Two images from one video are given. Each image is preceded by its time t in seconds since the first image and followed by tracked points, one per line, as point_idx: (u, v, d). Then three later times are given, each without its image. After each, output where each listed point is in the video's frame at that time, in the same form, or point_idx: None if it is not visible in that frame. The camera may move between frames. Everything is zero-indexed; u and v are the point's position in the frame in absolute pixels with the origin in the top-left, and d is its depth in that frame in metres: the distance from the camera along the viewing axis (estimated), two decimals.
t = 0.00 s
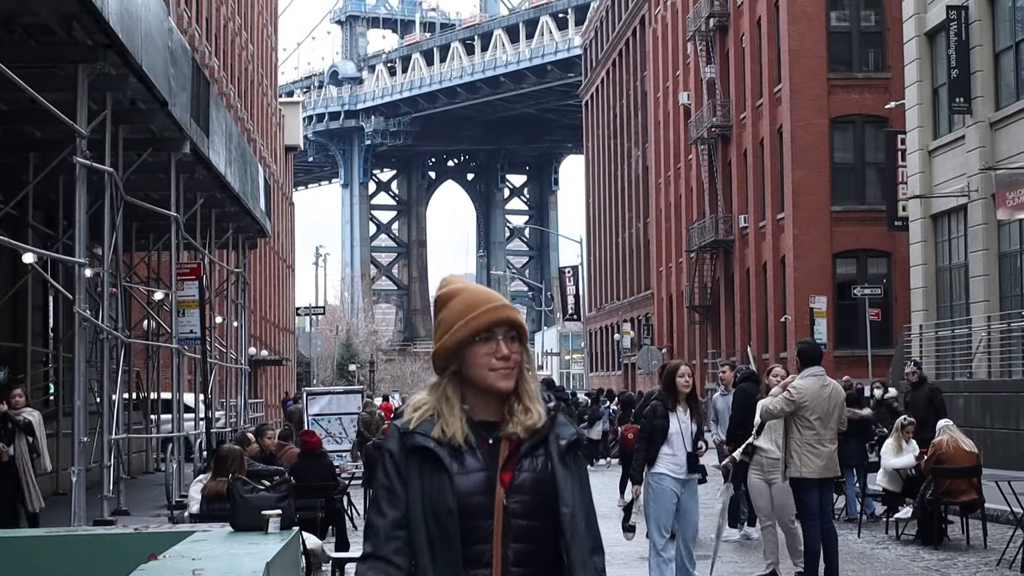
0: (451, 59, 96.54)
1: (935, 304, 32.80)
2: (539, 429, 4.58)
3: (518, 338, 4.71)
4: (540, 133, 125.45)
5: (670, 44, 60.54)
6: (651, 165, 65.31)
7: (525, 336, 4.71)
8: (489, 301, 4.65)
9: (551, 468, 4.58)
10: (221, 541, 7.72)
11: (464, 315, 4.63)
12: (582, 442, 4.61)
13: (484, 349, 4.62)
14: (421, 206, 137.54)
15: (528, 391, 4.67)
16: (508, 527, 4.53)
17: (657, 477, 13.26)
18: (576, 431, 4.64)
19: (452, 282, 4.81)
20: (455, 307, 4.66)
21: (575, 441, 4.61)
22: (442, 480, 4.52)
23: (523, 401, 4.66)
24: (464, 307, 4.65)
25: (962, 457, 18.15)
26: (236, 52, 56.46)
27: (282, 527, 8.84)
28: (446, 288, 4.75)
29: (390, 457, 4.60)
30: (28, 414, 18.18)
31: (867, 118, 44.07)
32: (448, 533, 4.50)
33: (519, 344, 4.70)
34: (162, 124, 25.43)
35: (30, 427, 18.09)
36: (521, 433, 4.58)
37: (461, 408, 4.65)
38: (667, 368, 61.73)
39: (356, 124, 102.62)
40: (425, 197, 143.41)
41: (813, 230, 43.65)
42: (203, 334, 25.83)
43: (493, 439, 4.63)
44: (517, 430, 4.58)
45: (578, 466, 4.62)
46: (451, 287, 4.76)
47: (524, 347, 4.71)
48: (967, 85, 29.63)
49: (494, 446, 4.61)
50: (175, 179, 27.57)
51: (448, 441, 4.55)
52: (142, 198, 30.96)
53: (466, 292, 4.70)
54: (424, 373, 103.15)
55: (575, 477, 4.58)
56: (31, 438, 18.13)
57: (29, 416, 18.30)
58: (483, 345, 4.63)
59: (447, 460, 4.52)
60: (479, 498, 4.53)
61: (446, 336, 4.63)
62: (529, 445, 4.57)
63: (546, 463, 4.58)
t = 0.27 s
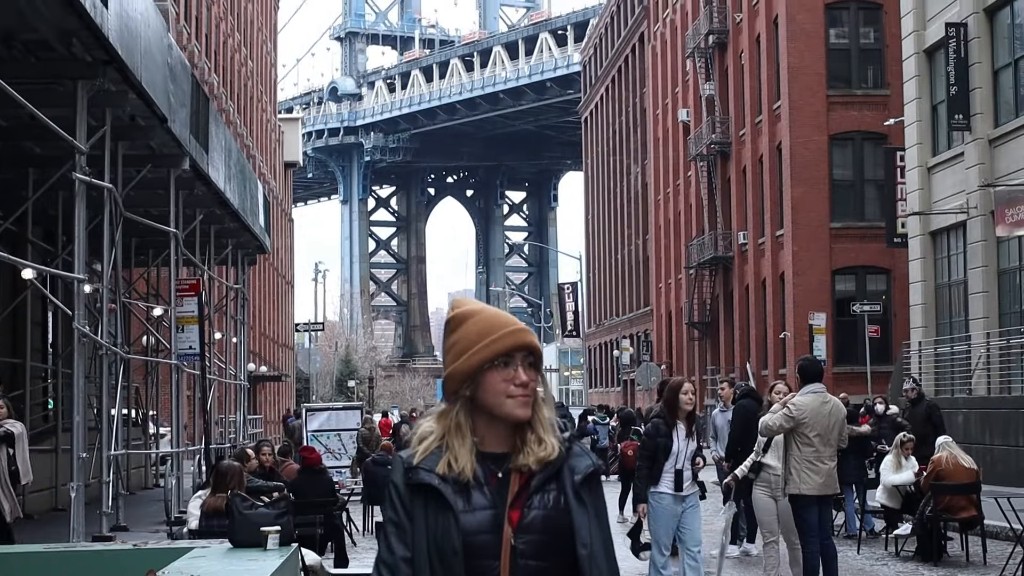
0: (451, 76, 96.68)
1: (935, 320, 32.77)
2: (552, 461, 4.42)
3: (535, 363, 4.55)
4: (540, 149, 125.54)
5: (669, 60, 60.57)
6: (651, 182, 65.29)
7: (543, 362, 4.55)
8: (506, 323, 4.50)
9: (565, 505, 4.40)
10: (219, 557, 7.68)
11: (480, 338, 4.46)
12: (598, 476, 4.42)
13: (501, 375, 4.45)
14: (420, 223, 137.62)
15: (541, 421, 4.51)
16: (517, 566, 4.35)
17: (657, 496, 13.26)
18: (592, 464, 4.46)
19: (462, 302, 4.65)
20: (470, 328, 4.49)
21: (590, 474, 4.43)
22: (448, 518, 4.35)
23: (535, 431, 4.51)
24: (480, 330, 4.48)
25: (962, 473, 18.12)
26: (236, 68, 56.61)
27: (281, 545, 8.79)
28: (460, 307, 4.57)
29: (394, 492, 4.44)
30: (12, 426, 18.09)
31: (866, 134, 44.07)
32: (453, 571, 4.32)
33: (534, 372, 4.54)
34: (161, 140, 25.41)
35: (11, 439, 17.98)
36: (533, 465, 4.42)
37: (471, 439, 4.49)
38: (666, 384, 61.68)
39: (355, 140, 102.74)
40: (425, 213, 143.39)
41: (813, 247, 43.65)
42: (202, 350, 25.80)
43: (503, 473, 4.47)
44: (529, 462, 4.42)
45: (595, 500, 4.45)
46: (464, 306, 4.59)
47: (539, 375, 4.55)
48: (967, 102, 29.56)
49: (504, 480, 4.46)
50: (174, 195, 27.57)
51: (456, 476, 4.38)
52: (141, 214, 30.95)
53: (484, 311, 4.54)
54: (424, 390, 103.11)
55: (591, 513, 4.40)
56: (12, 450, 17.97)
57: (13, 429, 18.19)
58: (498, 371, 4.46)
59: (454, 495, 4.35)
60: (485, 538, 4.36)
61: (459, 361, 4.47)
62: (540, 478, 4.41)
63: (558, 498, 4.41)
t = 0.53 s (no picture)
0: (450, 88, 96.79)
1: (933, 333, 32.77)
2: (571, 472, 4.36)
3: (558, 371, 4.49)
4: (539, 162, 125.57)
5: (669, 72, 60.55)
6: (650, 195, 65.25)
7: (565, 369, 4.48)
8: (528, 327, 4.44)
9: (584, 519, 4.36)
10: (219, 569, 7.65)
11: (498, 342, 4.40)
12: (622, 486, 4.36)
13: (519, 381, 4.39)
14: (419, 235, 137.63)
15: (562, 432, 4.46)
16: None
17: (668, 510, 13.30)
18: (617, 475, 4.40)
19: (484, 305, 4.60)
20: (489, 332, 4.44)
21: (613, 486, 4.35)
22: (455, 530, 4.31)
23: (554, 439, 4.45)
24: (500, 333, 4.42)
25: (960, 487, 18.07)
26: (235, 81, 56.64)
27: (280, 557, 8.77)
28: (481, 308, 4.53)
29: (406, 504, 4.41)
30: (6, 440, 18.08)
31: (866, 147, 44.13)
32: None
33: (557, 380, 4.47)
34: (160, 152, 25.46)
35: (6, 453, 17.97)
36: (550, 476, 4.36)
37: (488, 447, 4.45)
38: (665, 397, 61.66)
39: (354, 153, 102.80)
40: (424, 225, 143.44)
41: (812, 260, 43.72)
42: (201, 362, 25.83)
43: (518, 485, 4.42)
44: (547, 472, 4.37)
45: (618, 513, 4.38)
46: (487, 307, 4.54)
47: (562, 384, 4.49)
48: (965, 115, 29.61)
49: (521, 491, 4.40)
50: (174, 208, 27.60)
51: (472, 487, 4.34)
52: (141, 227, 30.96)
53: (506, 313, 4.48)
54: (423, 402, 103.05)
55: (613, 526, 4.34)
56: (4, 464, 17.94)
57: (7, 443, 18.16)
58: (518, 376, 4.41)
59: (464, 506, 4.30)
60: (498, 550, 4.32)
61: (477, 364, 4.41)
62: (559, 490, 4.36)
63: (576, 511, 4.37)
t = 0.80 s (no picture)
0: (449, 112, 96.76)
1: (934, 357, 32.62)
2: (598, 495, 4.21)
3: (582, 388, 4.36)
4: (538, 186, 125.55)
5: (669, 95, 60.47)
6: (650, 218, 65.09)
7: (590, 384, 4.36)
8: (549, 343, 4.31)
9: (612, 546, 4.20)
10: None
11: (518, 357, 4.29)
12: (650, 510, 4.22)
13: (540, 400, 4.27)
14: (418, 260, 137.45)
15: (588, 450, 4.32)
16: None
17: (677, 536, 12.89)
18: (646, 497, 4.26)
19: (506, 313, 4.48)
20: (508, 346, 4.32)
21: (642, 508, 4.21)
22: (475, 556, 4.14)
23: (580, 458, 4.32)
24: (520, 348, 4.30)
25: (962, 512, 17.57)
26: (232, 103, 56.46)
27: None
28: (500, 321, 4.40)
29: (420, 527, 4.25)
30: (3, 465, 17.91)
31: (866, 170, 44.13)
32: None
33: (582, 398, 4.35)
34: (158, 176, 25.33)
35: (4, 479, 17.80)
36: (576, 499, 4.22)
37: (509, 469, 4.30)
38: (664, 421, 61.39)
39: (352, 176, 102.67)
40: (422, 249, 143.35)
41: (812, 284, 43.63)
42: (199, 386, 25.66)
43: (542, 509, 4.27)
44: (572, 496, 4.22)
45: (646, 538, 4.24)
46: (509, 317, 4.42)
47: (587, 400, 4.37)
48: (966, 138, 29.48)
49: (545, 516, 4.26)
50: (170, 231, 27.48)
51: (494, 513, 4.17)
52: (138, 250, 30.82)
53: (526, 323, 4.36)
54: (420, 427, 102.66)
55: (639, 551, 4.20)
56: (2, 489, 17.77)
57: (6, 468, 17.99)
58: (539, 395, 4.28)
59: (485, 531, 4.13)
60: None
61: (497, 378, 4.30)
62: (585, 513, 4.21)
63: (605, 537, 4.21)
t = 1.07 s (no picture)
0: (449, 140, 96.91)
1: (935, 386, 32.53)
2: (631, 550, 4.03)
3: (610, 432, 4.16)
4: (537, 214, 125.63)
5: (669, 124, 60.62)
6: (650, 245, 65.11)
7: (618, 426, 4.15)
8: (573, 384, 4.09)
9: None
10: None
11: (540, 399, 4.08)
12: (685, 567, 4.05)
13: (565, 446, 4.07)
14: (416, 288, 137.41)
15: (619, 499, 4.13)
16: None
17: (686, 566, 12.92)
18: (680, 552, 4.08)
19: (528, 352, 4.25)
20: (529, 387, 4.11)
21: (678, 565, 4.05)
22: None
23: (610, 507, 4.12)
24: (539, 390, 4.09)
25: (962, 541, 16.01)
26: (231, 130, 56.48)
27: None
28: (519, 360, 4.18)
29: None
30: None
31: (866, 198, 44.22)
32: None
33: (609, 441, 4.15)
34: (157, 204, 25.29)
35: None
36: (609, 555, 4.02)
37: (534, 520, 4.08)
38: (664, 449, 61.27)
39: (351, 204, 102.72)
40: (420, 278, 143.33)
41: (812, 313, 43.59)
42: (198, 414, 25.57)
43: (571, 562, 4.06)
44: (606, 551, 4.02)
45: None
46: (529, 355, 4.20)
47: (614, 443, 4.17)
48: (966, 166, 29.54)
49: (575, 572, 4.05)
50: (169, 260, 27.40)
51: (518, 565, 3.92)
52: (138, 278, 30.78)
53: (547, 361, 4.15)
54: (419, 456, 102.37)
55: None
56: None
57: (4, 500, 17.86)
58: (563, 439, 4.08)
59: None
60: None
61: (516, 423, 4.10)
62: (619, 567, 4.01)
63: None
